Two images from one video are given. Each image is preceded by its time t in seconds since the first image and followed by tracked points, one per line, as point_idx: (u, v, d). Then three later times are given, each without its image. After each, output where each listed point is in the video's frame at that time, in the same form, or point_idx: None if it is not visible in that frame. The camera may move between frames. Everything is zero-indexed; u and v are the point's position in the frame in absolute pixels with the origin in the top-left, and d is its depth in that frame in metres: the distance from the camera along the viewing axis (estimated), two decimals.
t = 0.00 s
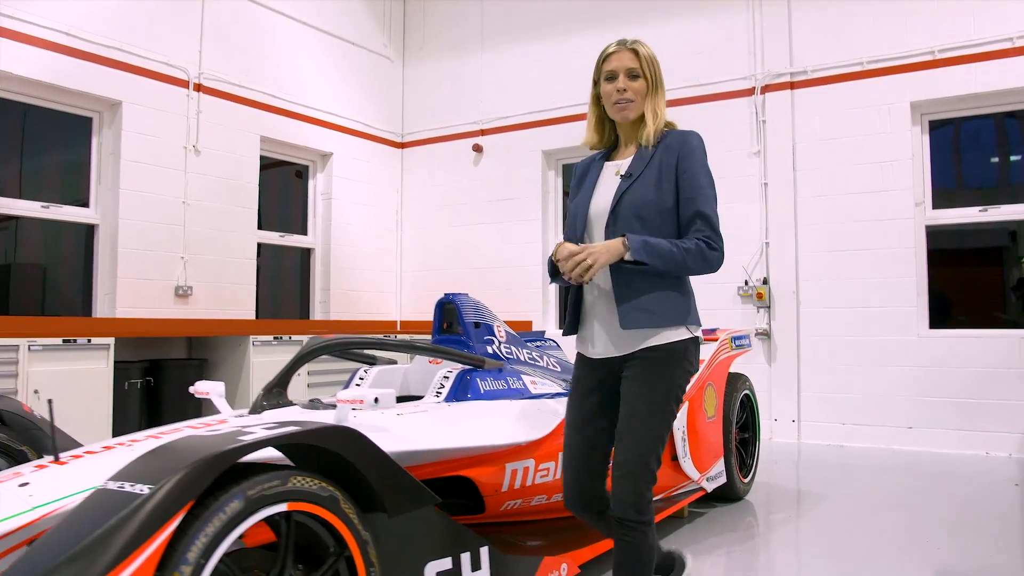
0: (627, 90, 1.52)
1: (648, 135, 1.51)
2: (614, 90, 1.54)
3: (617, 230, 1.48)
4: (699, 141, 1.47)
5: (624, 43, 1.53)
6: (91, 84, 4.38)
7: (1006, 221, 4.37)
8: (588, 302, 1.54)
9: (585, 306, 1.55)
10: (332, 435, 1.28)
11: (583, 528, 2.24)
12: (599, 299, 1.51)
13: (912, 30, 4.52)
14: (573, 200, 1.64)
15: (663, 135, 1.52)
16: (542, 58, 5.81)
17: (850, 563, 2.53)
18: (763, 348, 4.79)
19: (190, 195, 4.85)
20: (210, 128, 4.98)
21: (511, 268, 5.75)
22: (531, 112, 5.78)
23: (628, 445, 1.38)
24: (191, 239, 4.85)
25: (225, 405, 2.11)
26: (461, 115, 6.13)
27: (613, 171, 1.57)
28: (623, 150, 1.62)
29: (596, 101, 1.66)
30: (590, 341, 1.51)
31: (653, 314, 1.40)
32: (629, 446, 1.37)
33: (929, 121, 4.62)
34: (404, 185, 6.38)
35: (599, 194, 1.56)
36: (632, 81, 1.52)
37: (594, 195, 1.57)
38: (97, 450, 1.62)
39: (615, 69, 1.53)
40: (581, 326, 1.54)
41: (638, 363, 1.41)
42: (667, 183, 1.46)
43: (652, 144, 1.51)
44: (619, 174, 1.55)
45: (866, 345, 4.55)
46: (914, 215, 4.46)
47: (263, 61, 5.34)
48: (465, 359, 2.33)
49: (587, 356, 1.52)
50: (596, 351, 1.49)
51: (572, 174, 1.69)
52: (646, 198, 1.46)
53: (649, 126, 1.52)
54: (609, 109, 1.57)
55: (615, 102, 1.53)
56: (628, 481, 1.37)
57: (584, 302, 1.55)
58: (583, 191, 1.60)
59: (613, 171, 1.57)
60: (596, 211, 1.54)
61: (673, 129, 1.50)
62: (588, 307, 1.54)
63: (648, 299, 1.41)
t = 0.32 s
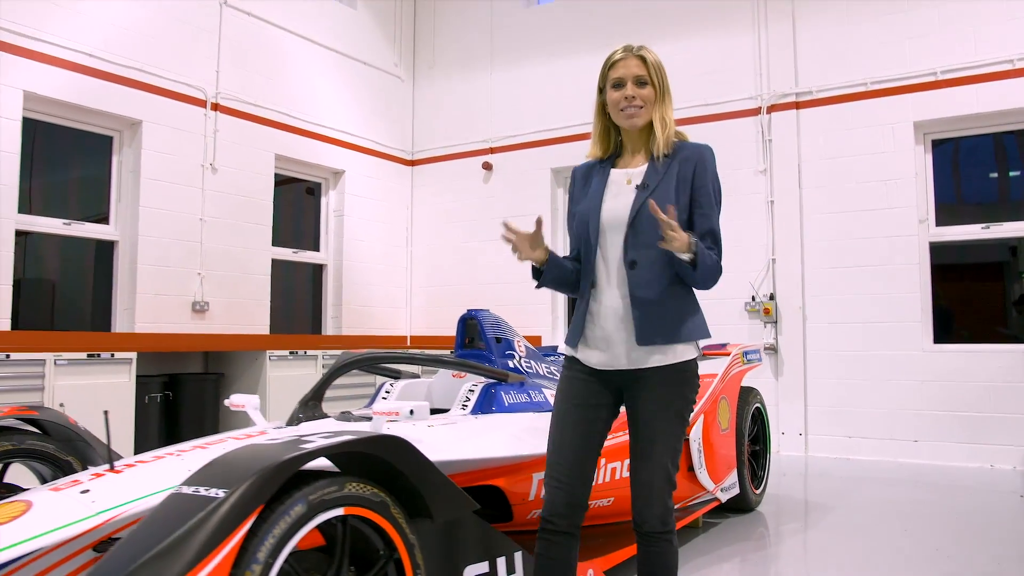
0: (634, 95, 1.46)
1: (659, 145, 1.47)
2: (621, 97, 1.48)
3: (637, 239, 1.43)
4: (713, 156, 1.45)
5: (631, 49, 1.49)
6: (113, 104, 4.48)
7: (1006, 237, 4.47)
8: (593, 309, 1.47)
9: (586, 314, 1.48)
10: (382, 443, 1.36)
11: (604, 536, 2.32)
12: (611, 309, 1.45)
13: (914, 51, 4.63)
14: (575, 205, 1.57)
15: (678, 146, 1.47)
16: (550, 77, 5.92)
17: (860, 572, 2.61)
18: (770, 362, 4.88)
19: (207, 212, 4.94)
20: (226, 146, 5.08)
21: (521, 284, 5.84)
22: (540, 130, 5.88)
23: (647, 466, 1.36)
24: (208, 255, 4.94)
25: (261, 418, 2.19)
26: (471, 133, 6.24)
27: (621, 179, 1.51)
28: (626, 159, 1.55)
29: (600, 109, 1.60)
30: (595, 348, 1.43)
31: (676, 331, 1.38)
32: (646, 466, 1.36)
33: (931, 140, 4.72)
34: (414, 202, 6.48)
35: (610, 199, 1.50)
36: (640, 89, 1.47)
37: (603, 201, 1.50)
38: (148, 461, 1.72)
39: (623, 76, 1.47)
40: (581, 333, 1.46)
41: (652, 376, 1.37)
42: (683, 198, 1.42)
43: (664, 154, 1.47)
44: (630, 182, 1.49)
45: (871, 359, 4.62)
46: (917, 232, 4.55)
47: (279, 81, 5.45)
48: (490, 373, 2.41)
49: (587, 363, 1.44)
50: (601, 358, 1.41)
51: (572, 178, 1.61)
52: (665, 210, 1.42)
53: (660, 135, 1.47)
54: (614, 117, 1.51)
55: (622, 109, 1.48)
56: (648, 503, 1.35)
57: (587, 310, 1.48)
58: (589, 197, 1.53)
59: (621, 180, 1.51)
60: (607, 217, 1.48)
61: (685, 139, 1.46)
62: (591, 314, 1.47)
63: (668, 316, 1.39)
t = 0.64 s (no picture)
0: (628, 114, 1.43)
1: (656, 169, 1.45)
2: (616, 115, 1.44)
3: (643, 263, 1.39)
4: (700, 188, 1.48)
5: (623, 68, 1.47)
6: (132, 122, 4.59)
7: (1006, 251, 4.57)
8: (593, 332, 1.40)
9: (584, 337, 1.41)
10: (425, 453, 1.45)
11: (622, 543, 2.39)
12: (616, 334, 1.39)
13: (915, 70, 4.74)
14: (562, 223, 1.47)
15: (672, 173, 1.46)
16: (558, 94, 6.03)
17: None
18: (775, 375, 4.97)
19: (222, 227, 5.03)
20: (241, 163, 5.18)
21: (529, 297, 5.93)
22: (547, 146, 5.99)
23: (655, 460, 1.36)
24: (223, 270, 5.03)
25: (292, 429, 2.28)
26: (479, 149, 6.35)
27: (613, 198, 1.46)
28: (614, 179, 1.51)
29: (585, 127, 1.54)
30: (601, 374, 1.36)
31: (682, 357, 1.38)
32: (654, 466, 1.36)
33: (933, 157, 4.83)
34: (423, 217, 6.58)
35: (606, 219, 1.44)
36: (636, 107, 1.44)
37: (600, 223, 1.44)
38: (193, 470, 1.81)
39: (619, 93, 1.44)
40: (582, 358, 1.38)
41: (662, 400, 1.36)
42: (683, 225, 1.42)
43: (659, 179, 1.46)
44: (624, 205, 1.45)
45: (875, 371, 4.71)
46: (919, 246, 4.65)
47: (293, 99, 5.56)
48: (511, 386, 2.49)
49: (585, 390, 1.38)
50: (609, 385, 1.36)
51: (551, 193, 1.52)
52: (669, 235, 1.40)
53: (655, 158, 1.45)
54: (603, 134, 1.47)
55: (614, 126, 1.44)
56: (660, 522, 1.35)
57: (585, 334, 1.40)
58: (581, 216, 1.45)
59: (614, 201, 1.45)
60: (606, 239, 1.42)
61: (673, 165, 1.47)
62: (591, 337, 1.40)
63: (674, 343, 1.38)
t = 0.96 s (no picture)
0: (596, 111, 1.46)
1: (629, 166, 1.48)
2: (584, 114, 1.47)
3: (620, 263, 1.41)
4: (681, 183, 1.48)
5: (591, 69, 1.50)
6: (152, 138, 4.68)
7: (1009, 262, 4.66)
8: (570, 336, 1.44)
9: (564, 341, 1.44)
10: (468, 460, 1.54)
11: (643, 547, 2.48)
12: (592, 336, 1.42)
13: (918, 86, 4.85)
14: (541, 226, 1.51)
15: (645, 172, 1.49)
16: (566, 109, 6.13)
17: None
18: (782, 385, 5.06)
19: (239, 240, 5.12)
20: (257, 177, 5.27)
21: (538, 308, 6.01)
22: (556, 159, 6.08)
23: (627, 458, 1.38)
24: (240, 283, 5.12)
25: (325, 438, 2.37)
26: (488, 162, 6.44)
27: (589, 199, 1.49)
28: (591, 180, 1.54)
29: (559, 131, 1.58)
30: (578, 379, 1.40)
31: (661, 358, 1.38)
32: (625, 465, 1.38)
33: (937, 171, 4.92)
34: (433, 229, 6.67)
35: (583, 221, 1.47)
36: (604, 105, 1.48)
37: (576, 226, 1.46)
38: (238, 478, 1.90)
39: (586, 93, 1.48)
40: (561, 362, 1.43)
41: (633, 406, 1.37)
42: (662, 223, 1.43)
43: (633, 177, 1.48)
44: (601, 204, 1.47)
45: (881, 381, 4.79)
46: (924, 259, 4.74)
47: (306, 114, 5.65)
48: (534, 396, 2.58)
49: (564, 394, 1.41)
50: (586, 389, 1.39)
51: (528, 200, 1.56)
52: (646, 233, 1.41)
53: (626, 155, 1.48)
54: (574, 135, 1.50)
55: (583, 124, 1.47)
56: (642, 541, 1.37)
57: (563, 339, 1.44)
58: (557, 219, 1.48)
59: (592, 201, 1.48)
60: (581, 242, 1.45)
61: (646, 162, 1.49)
62: (568, 342, 1.43)
63: (653, 344, 1.39)
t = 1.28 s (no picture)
0: (605, 128, 1.42)
1: (638, 183, 1.42)
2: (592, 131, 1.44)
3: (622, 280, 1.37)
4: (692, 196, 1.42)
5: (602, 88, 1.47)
6: (176, 154, 4.78)
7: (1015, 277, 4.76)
8: (580, 353, 1.40)
9: (574, 358, 1.41)
10: (519, 471, 1.62)
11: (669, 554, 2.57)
12: (599, 352, 1.38)
13: (925, 104, 4.95)
14: (552, 247, 1.48)
15: (654, 187, 1.43)
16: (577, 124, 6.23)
17: None
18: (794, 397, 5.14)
19: (259, 254, 5.22)
20: (276, 192, 5.37)
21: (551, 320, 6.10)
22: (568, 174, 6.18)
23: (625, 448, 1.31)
24: (260, 296, 5.21)
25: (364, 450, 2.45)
26: (501, 177, 6.55)
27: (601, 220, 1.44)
28: (604, 200, 1.49)
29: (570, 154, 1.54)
30: (586, 398, 1.36)
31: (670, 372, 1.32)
32: (623, 451, 1.32)
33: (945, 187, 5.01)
34: (446, 242, 6.77)
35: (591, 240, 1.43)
36: (612, 122, 1.43)
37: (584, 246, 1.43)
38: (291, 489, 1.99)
39: (594, 110, 1.44)
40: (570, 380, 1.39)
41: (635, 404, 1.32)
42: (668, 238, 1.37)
43: (642, 194, 1.42)
44: (612, 224, 1.43)
45: (890, 393, 4.88)
46: (932, 273, 4.83)
47: (323, 129, 5.76)
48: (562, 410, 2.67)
49: (576, 412, 1.37)
50: (593, 407, 1.35)
51: (543, 221, 1.53)
52: (650, 250, 1.36)
53: (635, 172, 1.42)
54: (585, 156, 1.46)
55: (591, 142, 1.43)
56: (622, 530, 1.27)
57: (574, 356, 1.41)
58: (567, 240, 1.45)
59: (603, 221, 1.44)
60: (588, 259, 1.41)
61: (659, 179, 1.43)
62: (579, 359, 1.40)
63: (661, 359, 1.32)
